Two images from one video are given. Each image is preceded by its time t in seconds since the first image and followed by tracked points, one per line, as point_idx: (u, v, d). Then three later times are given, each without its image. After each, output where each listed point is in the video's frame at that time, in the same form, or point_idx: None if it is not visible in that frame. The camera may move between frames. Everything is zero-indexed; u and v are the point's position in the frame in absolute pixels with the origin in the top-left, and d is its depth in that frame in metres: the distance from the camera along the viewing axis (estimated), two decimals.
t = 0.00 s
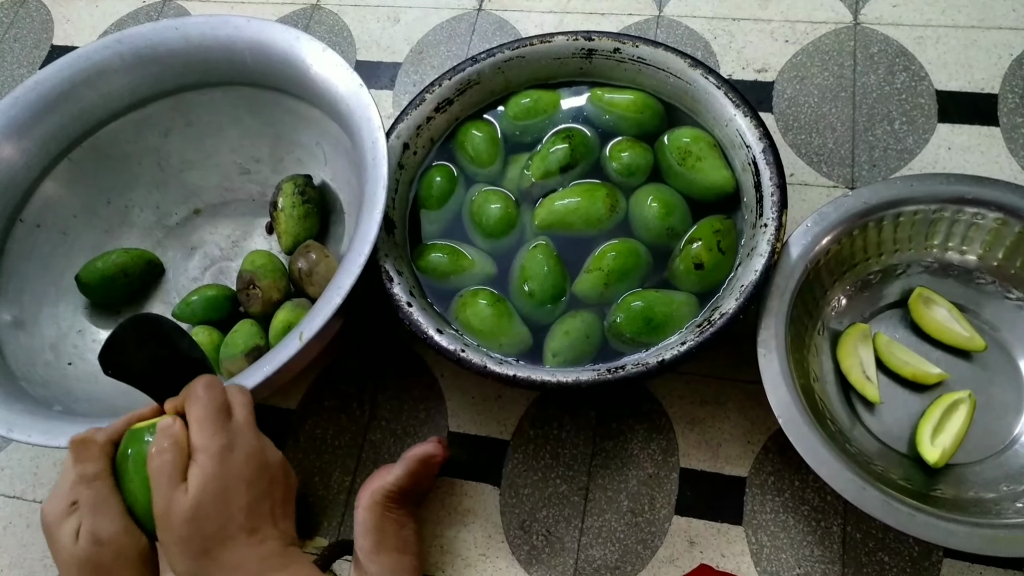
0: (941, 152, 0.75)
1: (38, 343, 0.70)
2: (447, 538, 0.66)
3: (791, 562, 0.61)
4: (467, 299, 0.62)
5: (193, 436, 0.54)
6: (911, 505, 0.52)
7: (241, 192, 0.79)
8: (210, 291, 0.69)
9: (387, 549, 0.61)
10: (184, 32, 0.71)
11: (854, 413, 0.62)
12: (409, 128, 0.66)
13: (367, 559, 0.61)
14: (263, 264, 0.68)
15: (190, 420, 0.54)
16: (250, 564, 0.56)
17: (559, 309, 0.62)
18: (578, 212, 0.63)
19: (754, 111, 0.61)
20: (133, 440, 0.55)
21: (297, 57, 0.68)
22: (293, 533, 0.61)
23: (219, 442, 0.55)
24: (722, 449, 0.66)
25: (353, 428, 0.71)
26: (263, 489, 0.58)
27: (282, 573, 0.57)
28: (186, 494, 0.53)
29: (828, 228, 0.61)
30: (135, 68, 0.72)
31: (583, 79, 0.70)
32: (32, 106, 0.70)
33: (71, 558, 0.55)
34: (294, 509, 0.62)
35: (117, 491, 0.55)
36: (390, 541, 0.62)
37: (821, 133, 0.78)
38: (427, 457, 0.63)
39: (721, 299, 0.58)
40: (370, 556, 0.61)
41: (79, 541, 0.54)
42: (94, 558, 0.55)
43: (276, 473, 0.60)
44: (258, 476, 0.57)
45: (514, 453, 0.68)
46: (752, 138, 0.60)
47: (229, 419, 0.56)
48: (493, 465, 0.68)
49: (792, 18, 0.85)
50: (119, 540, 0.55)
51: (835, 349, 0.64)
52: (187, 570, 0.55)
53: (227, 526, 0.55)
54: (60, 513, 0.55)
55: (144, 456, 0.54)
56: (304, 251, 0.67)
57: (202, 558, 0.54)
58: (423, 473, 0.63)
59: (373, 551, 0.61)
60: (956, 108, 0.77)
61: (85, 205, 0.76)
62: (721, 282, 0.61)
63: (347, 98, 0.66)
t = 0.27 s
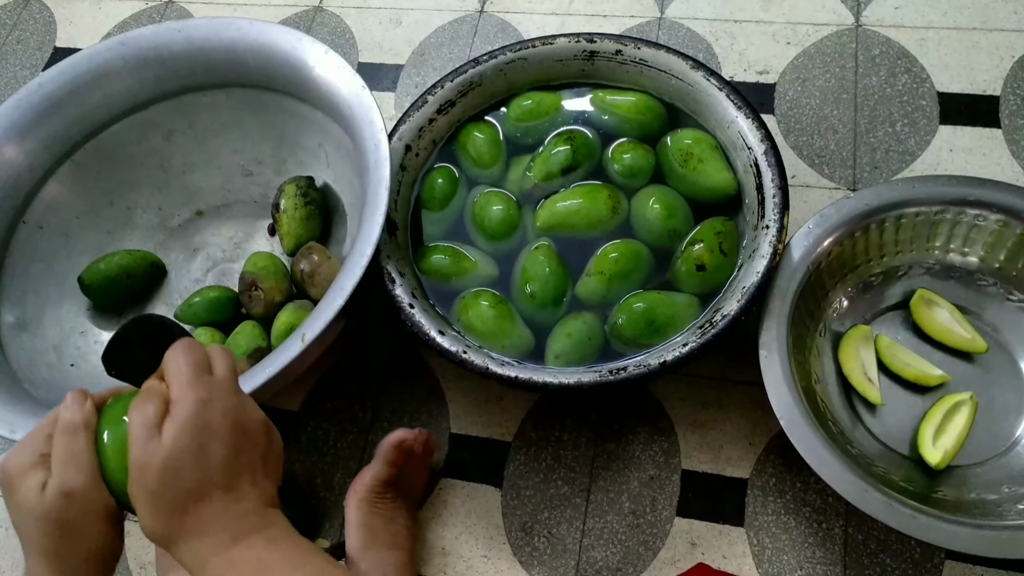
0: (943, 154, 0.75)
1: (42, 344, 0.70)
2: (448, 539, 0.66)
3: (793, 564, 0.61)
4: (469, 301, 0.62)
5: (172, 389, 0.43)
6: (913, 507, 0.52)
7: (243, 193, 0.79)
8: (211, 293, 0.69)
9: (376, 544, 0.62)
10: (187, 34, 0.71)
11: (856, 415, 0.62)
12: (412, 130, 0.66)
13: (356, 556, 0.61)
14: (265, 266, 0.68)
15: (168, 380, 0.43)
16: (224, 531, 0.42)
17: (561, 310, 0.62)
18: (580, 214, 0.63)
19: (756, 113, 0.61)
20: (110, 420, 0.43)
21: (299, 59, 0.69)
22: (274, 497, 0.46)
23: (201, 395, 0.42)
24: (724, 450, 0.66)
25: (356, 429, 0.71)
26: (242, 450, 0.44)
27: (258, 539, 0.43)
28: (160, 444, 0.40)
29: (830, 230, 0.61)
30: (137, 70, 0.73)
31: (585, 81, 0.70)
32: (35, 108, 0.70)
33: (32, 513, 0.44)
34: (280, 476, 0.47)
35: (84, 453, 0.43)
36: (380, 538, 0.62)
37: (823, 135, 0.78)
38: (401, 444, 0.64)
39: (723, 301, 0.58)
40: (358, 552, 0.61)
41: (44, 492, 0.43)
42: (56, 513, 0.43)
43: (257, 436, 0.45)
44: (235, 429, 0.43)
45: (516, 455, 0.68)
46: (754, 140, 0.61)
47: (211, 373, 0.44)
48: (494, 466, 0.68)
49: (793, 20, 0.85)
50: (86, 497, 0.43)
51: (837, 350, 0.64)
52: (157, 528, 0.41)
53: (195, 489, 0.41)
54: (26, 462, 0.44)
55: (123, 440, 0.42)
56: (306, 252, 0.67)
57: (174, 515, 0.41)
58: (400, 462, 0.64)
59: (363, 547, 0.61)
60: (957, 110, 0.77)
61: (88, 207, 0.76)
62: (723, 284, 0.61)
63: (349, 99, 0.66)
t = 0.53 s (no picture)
0: (941, 155, 0.75)
1: (39, 344, 0.70)
2: (446, 538, 0.66)
3: (791, 564, 0.61)
4: (467, 301, 0.62)
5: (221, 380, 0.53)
6: (910, 507, 0.52)
7: (241, 193, 0.79)
8: (210, 293, 0.69)
9: (372, 539, 0.62)
10: (185, 34, 0.71)
11: (854, 415, 0.62)
12: (410, 129, 0.66)
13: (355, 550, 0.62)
14: (264, 266, 0.68)
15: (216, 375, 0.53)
16: (248, 502, 0.52)
17: (559, 310, 0.62)
18: (578, 214, 0.63)
19: (754, 113, 0.61)
20: (162, 422, 0.52)
21: (298, 59, 0.69)
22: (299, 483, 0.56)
23: (244, 387, 0.53)
24: (722, 450, 0.66)
25: (354, 429, 0.71)
26: (274, 437, 0.54)
27: (272, 514, 0.52)
28: (201, 425, 0.50)
29: (827, 230, 0.61)
30: (135, 70, 0.72)
31: (583, 82, 0.70)
32: (32, 108, 0.70)
33: (91, 481, 0.52)
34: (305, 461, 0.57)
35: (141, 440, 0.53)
36: (376, 533, 0.63)
37: (821, 135, 0.78)
38: (384, 435, 0.64)
39: (721, 301, 0.58)
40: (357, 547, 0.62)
41: (103, 463, 0.52)
42: (109, 480, 0.52)
43: (289, 427, 0.56)
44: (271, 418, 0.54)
45: (514, 455, 0.68)
46: (752, 140, 0.61)
47: (254, 372, 0.54)
48: (493, 466, 0.68)
49: (791, 20, 0.85)
50: (141, 466, 0.53)
51: (835, 350, 0.64)
52: (191, 495, 0.51)
53: (232, 464, 0.52)
54: (88, 438, 0.54)
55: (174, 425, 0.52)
56: (304, 252, 0.67)
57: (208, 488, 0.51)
58: (385, 453, 0.65)
59: (360, 543, 0.62)
60: (955, 110, 0.77)
61: (85, 207, 0.76)
62: (721, 284, 0.61)
63: (347, 99, 0.66)
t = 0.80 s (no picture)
0: (939, 156, 0.75)
1: (38, 346, 0.70)
2: (445, 539, 0.66)
3: (790, 565, 0.61)
4: (466, 303, 0.62)
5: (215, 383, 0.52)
6: (909, 508, 0.52)
7: (239, 195, 0.79)
8: (209, 295, 0.69)
9: (370, 540, 0.62)
10: (183, 36, 0.71)
11: (852, 416, 0.62)
12: (408, 131, 0.66)
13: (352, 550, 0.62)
14: (262, 267, 0.68)
15: (211, 376, 0.53)
16: (239, 512, 0.52)
17: (558, 312, 0.62)
18: (576, 216, 0.63)
19: (752, 115, 0.61)
20: (157, 426, 0.52)
21: (296, 61, 0.69)
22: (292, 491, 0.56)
23: (238, 391, 0.52)
24: (721, 451, 0.66)
25: (352, 431, 0.71)
26: (268, 443, 0.54)
27: (262, 527, 0.52)
28: (193, 430, 0.50)
29: (826, 231, 0.61)
30: (134, 72, 0.72)
31: (581, 83, 0.70)
32: (31, 110, 0.70)
33: (88, 482, 0.53)
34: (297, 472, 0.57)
35: (136, 442, 0.53)
36: (374, 534, 0.63)
37: (819, 136, 0.78)
38: (383, 436, 0.65)
39: (719, 302, 0.58)
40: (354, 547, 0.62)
41: (97, 464, 0.53)
42: (108, 479, 0.53)
43: (283, 432, 0.55)
44: (265, 424, 0.53)
45: (512, 456, 0.68)
46: (751, 142, 0.61)
47: (248, 375, 0.54)
48: (491, 468, 0.68)
49: (789, 21, 0.86)
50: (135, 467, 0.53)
51: (833, 351, 0.64)
52: (182, 501, 0.51)
53: (223, 473, 0.51)
54: (83, 438, 0.54)
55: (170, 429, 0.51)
56: (302, 254, 0.67)
57: (202, 493, 0.50)
58: (385, 454, 0.65)
59: (357, 543, 0.63)
60: (953, 111, 0.78)
61: (84, 209, 0.76)
62: (719, 286, 0.61)
63: (345, 101, 0.66)
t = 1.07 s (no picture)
0: (940, 157, 0.76)
1: (39, 348, 0.70)
2: (446, 540, 0.66)
3: (791, 565, 0.61)
4: (468, 303, 0.62)
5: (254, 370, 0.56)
6: (910, 508, 0.52)
7: (240, 196, 0.79)
8: (210, 295, 0.69)
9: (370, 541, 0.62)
10: (183, 38, 0.72)
11: (853, 417, 0.62)
12: (410, 132, 0.66)
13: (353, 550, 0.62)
14: (264, 268, 0.68)
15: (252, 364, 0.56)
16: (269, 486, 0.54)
17: (559, 313, 0.62)
18: (577, 217, 0.63)
19: (753, 117, 0.61)
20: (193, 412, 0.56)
21: (297, 63, 0.69)
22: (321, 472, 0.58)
23: (276, 376, 0.56)
24: (722, 453, 0.66)
25: (354, 432, 0.71)
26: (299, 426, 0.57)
27: (292, 497, 0.54)
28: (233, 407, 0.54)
29: (827, 233, 0.61)
30: (134, 74, 0.73)
31: (582, 84, 0.70)
32: (32, 112, 0.70)
33: (139, 456, 0.59)
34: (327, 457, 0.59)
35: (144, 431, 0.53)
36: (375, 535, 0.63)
37: (820, 138, 0.79)
38: (388, 437, 0.65)
39: (721, 303, 0.58)
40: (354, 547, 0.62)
41: (152, 438, 0.60)
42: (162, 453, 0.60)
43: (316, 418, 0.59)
44: (304, 409, 0.57)
45: (514, 457, 0.68)
46: (752, 143, 0.61)
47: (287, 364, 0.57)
48: (492, 468, 0.68)
49: (790, 23, 0.86)
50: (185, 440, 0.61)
51: (834, 352, 0.64)
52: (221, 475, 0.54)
53: (256, 448, 0.54)
54: (133, 420, 0.59)
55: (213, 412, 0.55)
56: (303, 254, 0.67)
57: (237, 467, 0.53)
58: (389, 454, 0.65)
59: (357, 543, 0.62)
60: (954, 113, 0.78)
61: (85, 211, 0.77)
62: (721, 287, 0.61)
63: (346, 102, 0.66)
